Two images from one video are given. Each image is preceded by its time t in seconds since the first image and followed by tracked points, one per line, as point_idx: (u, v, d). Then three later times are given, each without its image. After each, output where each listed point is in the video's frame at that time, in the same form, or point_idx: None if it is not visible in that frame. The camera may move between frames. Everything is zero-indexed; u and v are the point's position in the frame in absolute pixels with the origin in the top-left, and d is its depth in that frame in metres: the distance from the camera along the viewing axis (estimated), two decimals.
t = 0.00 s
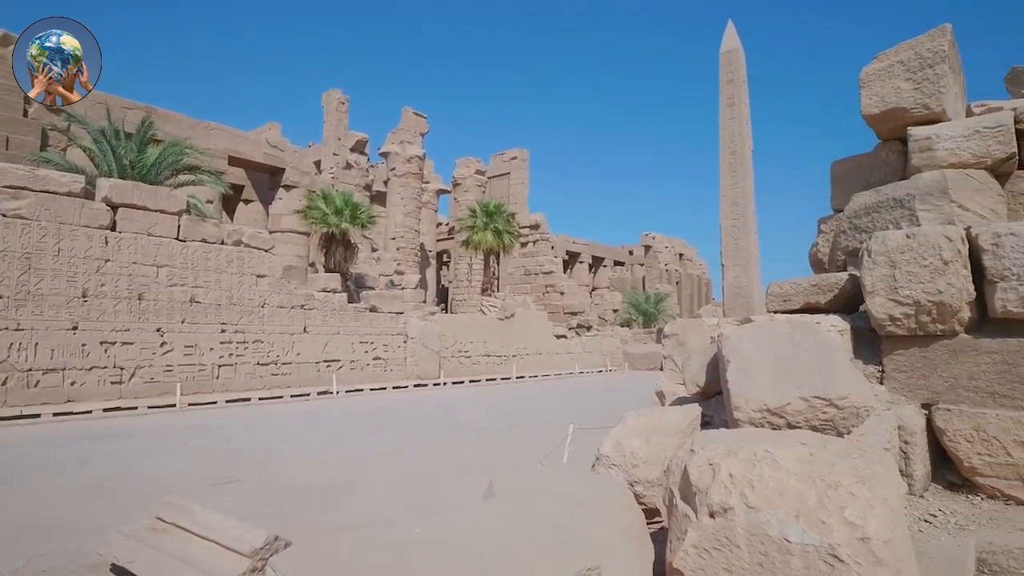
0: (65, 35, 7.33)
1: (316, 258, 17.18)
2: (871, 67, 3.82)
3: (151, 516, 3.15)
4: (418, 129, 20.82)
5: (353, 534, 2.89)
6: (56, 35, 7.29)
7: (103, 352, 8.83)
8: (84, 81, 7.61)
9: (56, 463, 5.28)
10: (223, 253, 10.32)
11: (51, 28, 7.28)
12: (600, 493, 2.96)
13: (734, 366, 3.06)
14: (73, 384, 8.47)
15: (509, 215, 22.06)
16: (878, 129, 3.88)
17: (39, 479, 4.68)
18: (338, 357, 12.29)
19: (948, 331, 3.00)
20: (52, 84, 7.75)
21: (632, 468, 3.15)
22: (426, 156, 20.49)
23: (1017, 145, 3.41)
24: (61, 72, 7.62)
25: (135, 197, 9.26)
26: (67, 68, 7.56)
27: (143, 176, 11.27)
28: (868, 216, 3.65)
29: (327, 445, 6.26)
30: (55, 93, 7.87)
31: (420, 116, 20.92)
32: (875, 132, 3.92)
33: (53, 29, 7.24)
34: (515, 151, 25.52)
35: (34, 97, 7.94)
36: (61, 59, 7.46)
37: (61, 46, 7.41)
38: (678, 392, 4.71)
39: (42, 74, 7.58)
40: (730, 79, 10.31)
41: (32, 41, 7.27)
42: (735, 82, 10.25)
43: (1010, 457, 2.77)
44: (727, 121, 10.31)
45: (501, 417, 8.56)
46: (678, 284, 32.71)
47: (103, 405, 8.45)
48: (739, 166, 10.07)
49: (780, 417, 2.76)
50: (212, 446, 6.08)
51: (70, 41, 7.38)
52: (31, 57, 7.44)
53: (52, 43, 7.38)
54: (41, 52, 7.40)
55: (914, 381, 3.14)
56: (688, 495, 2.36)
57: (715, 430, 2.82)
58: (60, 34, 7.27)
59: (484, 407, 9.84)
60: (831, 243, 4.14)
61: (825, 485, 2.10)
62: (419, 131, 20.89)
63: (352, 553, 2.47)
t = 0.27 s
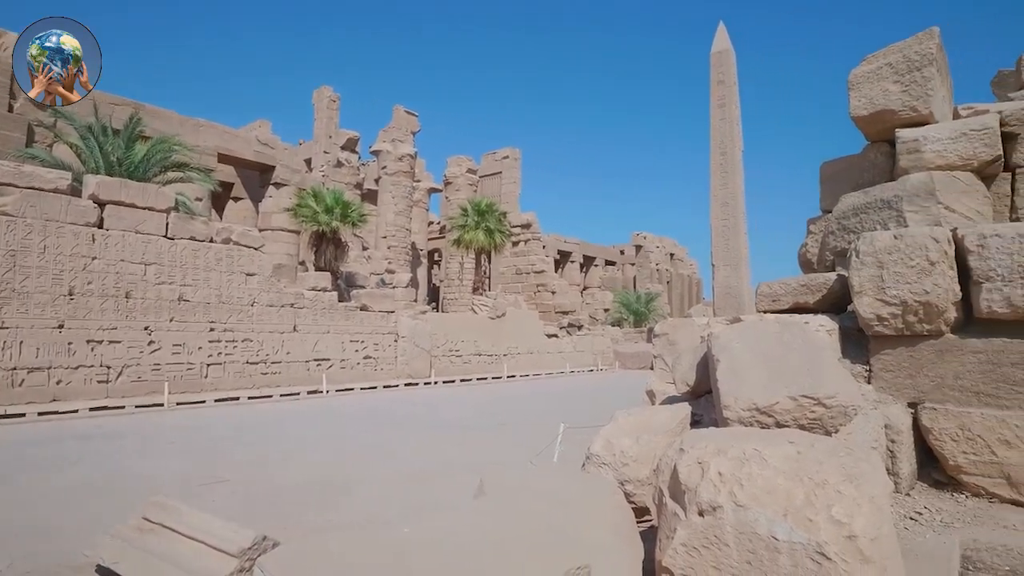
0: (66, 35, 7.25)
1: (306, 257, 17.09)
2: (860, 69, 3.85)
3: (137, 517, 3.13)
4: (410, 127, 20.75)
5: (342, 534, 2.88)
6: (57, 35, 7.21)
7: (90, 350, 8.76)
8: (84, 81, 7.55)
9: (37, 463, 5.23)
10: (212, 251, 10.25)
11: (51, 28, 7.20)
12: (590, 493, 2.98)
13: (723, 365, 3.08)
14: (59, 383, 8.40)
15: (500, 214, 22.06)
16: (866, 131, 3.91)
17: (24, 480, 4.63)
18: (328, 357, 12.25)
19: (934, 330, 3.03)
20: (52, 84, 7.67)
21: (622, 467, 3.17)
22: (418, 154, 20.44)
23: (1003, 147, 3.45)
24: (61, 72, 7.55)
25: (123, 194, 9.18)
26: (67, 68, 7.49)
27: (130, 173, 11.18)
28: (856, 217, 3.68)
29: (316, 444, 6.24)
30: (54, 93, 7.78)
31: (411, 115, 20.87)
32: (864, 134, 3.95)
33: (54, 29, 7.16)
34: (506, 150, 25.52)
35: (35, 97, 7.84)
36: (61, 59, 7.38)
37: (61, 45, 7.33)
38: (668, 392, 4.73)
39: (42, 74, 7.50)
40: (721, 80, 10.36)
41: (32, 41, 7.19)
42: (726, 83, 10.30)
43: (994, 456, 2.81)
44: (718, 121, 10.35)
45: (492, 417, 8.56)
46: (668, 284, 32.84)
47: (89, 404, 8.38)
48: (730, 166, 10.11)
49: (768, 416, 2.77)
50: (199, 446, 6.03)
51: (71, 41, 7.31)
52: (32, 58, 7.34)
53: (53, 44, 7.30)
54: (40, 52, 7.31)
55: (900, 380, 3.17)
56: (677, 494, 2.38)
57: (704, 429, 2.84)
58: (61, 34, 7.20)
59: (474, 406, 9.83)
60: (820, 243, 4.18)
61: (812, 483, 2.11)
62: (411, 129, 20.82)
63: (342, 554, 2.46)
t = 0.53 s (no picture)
0: (66, 35, 7.18)
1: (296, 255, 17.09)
2: (850, 70, 3.87)
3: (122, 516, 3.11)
4: (401, 125, 20.68)
5: (331, 533, 2.87)
6: (57, 36, 7.13)
7: (76, 349, 8.68)
8: (85, 81, 7.47)
9: (22, 462, 5.17)
10: (201, 249, 10.19)
11: (51, 29, 7.12)
12: (579, 490, 2.99)
13: (713, 363, 3.09)
14: (44, 382, 8.33)
15: (492, 213, 22.05)
16: (855, 131, 3.94)
17: (8, 479, 4.58)
18: (319, 355, 12.20)
19: (920, 330, 3.05)
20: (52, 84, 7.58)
21: (612, 466, 3.17)
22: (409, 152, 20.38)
23: (988, 149, 3.49)
24: (62, 72, 7.47)
25: (110, 191, 9.10)
26: (67, 68, 7.41)
27: (118, 169, 11.07)
28: (845, 217, 3.71)
29: (305, 443, 6.21)
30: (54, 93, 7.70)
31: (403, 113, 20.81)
32: (853, 135, 3.98)
33: (53, 29, 7.07)
34: (498, 149, 25.51)
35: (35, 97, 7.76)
36: (61, 59, 7.31)
37: (61, 46, 7.25)
38: (657, 391, 4.75)
39: (43, 75, 7.41)
40: (712, 81, 10.38)
41: (33, 42, 7.11)
42: (717, 83, 10.32)
43: (979, 454, 2.85)
44: (709, 122, 10.39)
45: (483, 416, 8.56)
46: (659, 283, 32.96)
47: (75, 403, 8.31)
48: (720, 166, 10.15)
49: (757, 415, 2.79)
50: (186, 446, 5.98)
51: (71, 41, 7.23)
52: (33, 58, 7.25)
53: (53, 44, 7.22)
54: (41, 52, 7.23)
55: (887, 379, 3.20)
56: (666, 492, 2.38)
57: (693, 427, 2.85)
58: (60, 34, 7.11)
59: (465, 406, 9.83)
60: (808, 243, 4.20)
61: (800, 481, 2.12)
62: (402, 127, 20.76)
63: (328, 552, 2.45)
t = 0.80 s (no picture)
0: (66, 35, 7.13)
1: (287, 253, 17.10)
2: (841, 71, 3.89)
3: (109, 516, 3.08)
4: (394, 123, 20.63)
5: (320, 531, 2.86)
6: (57, 36, 7.08)
7: (64, 348, 8.61)
8: (85, 82, 7.40)
9: (10, 461, 5.14)
10: (191, 247, 10.13)
11: (51, 28, 7.07)
12: (570, 488, 3.01)
13: (704, 362, 3.10)
14: (32, 381, 8.27)
15: (484, 212, 22.03)
16: (845, 132, 3.96)
17: None
18: (310, 354, 12.16)
19: (909, 329, 3.08)
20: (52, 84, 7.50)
21: (603, 464, 3.19)
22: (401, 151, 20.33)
23: (977, 150, 3.52)
24: (62, 72, 7.39)
25: (99, 188, 9.01)
26: (67, 68, 7.35)
27: (107, 166, 10.98)
28: (835, 218, 3.73)
29: (295, 443, 6.19)
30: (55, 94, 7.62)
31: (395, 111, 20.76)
32: (843, 135, 4.01)
33: (53, 29, 7.02)
34: (490, 148, 25.48)
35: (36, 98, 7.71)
36: (61, 59, 7.25)
37: (61, 46, 7.20)
38: (648, 390, 4.78)
39: (43, 75, 7.35)
40: (705, 81, 10.39)
41: (33, 42, 7.06)
42: (710, 83, 10.33)
43: (966, 452, 2.87)
44: (701, 122, 10.41)
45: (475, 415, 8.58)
46: (651, 282, 33.06)
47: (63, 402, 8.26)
48: (711, 166, 10.19)
49: (747, 414, 2.81)
50: (175, 445, 5.94)
51: (71, 41, 7.18)
52: (32, 58, 7.19)
53: (53, 44, 7.17)
54: (40, 52, 7.17)
55: (876, 379, 3.22)
56: (657, 491, 2.39)
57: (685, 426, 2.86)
58: (60, 34, 7.06)
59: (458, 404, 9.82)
60: (799, 243, 4.23)
61: (790, 480, 2.13)
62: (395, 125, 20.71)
63: (318, 550, 2.44)
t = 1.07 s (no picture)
0: (67, 35, 7.08)
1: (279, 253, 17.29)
2: (831, 72, 3.91)
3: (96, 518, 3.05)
4: (385, 122, 20.57)
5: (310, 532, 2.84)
6: (58, 36, 7.04)
7: (52, 347, 8.55)
8: (85, 82, 7.34)
9: None
10: (181, 246, 10.06)
11: (52, 29, 7.02)
12: (560, 487, 3.02)
13: (695, 361, 3.11)
14: (18, 381, 8.20)
15: (477, 211, 21.99)
16: (835, 133, 3.98)
17: None
18: (301, 354, 12.11)
19: (898, 329, 3.10)
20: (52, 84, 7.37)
21: (595, 464, 3.20)
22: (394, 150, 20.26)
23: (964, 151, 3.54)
24: (62, 72, 7.29)
25: (88, 186, 8.91)
26: (67, 68, 7.27)
27: (96, 164, 10.88)
28: (825, 218, 3.75)
29: (286, 443, 6.16)
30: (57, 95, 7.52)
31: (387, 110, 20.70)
32: (833, 137, 4.03)
33: (54, 29, 6.98)
34: (483, 147, 25.45)
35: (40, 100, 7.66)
36: (61, 59, 7.18)
37: (61, 46, 7.16)
38: (640, 389, 4.80)
39: (42, 75, 7.27)
40: (697, 82, 10.40)
41: (33, 42, 7.03)
42: (702, 84, 10.34)
43: (954, 450, 2.89)
44: (693, 122, 10.44)
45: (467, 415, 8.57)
46: (644, 282, 33.13)
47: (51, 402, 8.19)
48: (703, 167, 10.22)
49: (738, 413, 2.82)
50: (165, 445, 5.90)
51: (71, 41, 7.14)
52: (32, 58, 7.13)
53: (53, 44, 7.12)
54: (41, 52, 7.11)
55: (866, 379, 3.24)
56: (648, 490, 2.39)
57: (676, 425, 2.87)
58: (61, 34, 7.03)
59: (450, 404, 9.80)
60: (789, 243, 4.25)
61: (780, 479, 2.14)
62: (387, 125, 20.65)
63: (309, 549, 2.43)
